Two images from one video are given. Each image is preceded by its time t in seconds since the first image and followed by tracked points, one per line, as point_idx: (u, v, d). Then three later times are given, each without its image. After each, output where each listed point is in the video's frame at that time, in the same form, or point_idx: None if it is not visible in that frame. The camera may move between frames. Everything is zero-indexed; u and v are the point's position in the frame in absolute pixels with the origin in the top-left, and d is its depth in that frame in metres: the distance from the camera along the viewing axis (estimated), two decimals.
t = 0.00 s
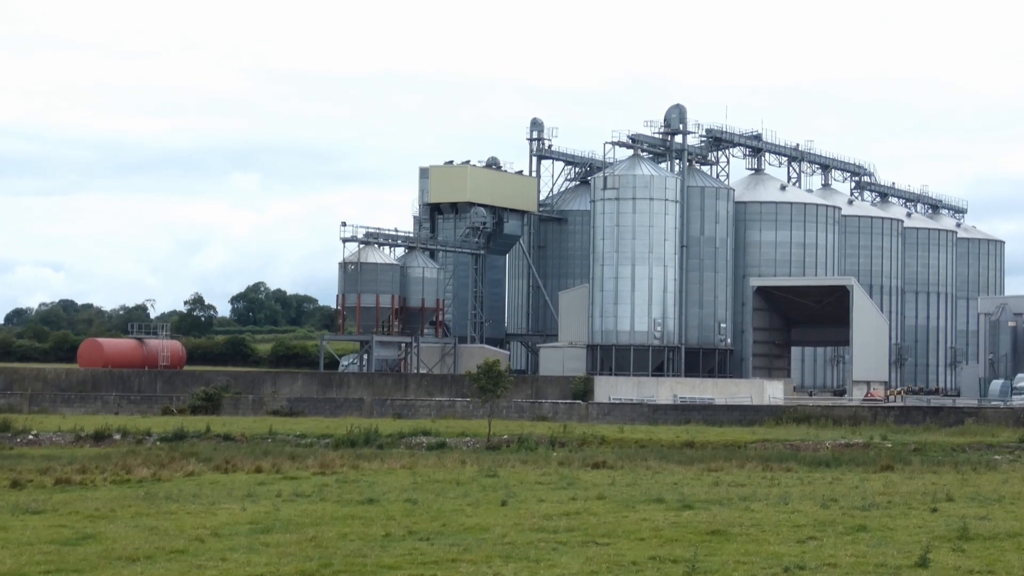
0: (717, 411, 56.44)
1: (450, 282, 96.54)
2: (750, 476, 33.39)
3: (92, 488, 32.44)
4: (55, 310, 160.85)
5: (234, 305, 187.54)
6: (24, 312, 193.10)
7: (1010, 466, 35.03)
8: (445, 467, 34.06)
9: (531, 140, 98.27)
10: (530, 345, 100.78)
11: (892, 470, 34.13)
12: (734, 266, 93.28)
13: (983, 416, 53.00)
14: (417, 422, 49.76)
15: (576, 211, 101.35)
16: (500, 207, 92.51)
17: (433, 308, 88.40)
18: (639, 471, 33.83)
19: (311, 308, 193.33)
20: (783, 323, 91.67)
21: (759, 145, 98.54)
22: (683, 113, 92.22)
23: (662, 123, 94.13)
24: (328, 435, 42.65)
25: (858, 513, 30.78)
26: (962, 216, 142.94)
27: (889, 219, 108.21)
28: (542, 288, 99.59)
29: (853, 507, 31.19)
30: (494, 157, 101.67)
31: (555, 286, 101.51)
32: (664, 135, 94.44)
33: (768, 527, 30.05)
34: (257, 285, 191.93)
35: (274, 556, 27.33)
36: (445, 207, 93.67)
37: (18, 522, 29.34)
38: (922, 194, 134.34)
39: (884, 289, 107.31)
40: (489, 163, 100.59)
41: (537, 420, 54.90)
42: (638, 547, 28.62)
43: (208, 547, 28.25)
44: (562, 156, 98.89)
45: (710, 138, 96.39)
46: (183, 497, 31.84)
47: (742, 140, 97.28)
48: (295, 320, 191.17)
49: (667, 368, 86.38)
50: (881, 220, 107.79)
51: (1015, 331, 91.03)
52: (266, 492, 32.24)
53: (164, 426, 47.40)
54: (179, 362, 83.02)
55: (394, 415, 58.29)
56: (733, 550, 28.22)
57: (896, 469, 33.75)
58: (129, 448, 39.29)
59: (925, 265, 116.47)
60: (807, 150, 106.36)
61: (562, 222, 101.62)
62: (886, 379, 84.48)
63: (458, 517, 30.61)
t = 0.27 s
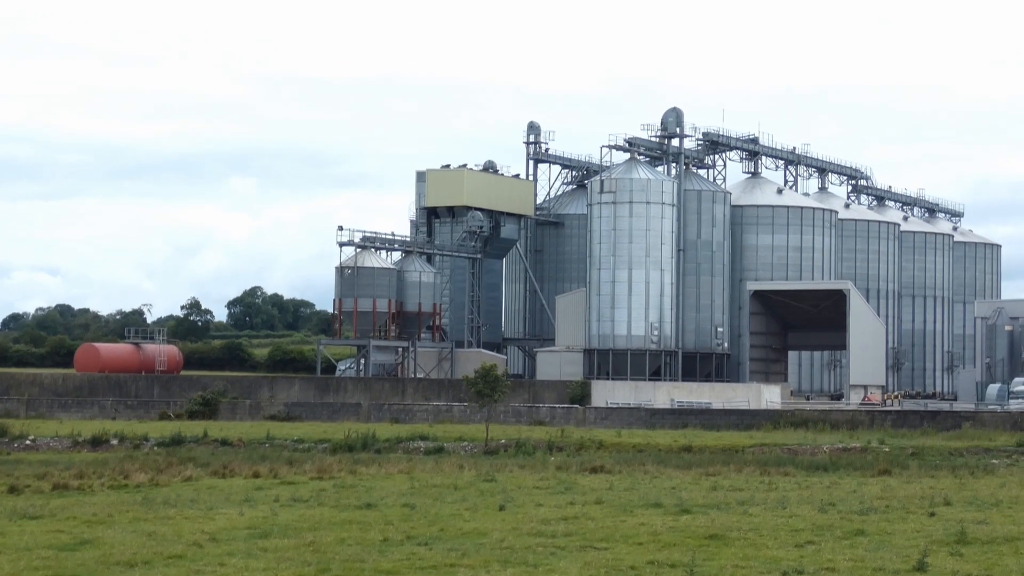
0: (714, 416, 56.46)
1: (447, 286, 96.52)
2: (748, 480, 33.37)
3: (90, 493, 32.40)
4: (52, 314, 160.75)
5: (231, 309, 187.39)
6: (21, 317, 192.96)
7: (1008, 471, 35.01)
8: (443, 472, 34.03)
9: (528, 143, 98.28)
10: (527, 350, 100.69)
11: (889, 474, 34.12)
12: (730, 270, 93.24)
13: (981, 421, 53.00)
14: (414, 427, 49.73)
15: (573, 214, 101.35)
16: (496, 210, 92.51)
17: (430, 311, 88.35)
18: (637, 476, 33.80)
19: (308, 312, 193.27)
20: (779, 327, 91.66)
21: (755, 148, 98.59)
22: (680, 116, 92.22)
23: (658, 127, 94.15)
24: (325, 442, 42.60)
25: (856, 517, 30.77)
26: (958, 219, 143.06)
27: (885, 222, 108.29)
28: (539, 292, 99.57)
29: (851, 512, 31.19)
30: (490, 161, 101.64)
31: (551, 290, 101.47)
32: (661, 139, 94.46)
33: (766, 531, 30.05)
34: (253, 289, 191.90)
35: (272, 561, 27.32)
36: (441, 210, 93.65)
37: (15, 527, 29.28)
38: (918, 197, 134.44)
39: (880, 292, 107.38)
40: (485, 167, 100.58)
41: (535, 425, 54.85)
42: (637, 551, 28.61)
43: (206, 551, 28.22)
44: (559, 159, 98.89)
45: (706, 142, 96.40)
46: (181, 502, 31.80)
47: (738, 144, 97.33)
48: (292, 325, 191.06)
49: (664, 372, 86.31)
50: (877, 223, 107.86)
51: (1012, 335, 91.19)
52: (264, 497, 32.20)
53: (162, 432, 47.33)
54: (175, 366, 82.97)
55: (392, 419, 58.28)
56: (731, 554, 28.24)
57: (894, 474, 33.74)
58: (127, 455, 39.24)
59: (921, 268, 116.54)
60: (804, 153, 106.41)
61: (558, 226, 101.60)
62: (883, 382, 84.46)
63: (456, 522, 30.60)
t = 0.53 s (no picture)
0: (709, 418, 56.48)
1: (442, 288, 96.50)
2: (742, 482, 33.37)
3: (84, 496, 32.36)
4: (47, 317, 160.61)
5: (226, 311, 187.27)
6: (16, 320, 192.77)
7: (1002, 473, 35.01)
8: (438, 474, 34.00)
9: (523, 145, 98.30)
10: (522, 352, 100.68)
11: (884, 476, 34.15)
12: (726, 272, 93.29)
13: (975, 423, 53.04)
14: (408, 430, 49.67)
15: (569, 217, 101.35)
16: (492, 213, 92.54)
17: (425, 313, 88.34)
18: (632, 478, 33.76)
19: (303, 315, 193.20)
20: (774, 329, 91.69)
21: (751, 150, 98.66)
22: (675, 118, 92.27)
23: (654, 129, 94.22)
24: (320, 445, 42.56)
25: (850, 520, 30.82)
26: (954, 222, 143.17)
27: (881, 224, 108.38)
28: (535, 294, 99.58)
29: (845, 514, 31.22)
30: (486, 163, 101.66)
31: (547, 292, 101.48)
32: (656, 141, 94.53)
33: (760, 534, 30.13)
34: (249, 291, 191.83)
35: (266, 563, 27.35)
36: (437, 212, 93.72)
37: (9, 530, 29.26)
38: (914, 200, 134.55)
39: (876, 294, 107.47)
40: (481, 168, 100.59)
41: (530, 427, 54.82)
42: (631, 554, 28.68)
43: (200, 554, 28.23)
44: (554, 161, 98.92)
45: (702, 144, 96.47)
46: (175, 505, 31.78)
47: (734, 146, 97.40)
48: (287, 327, 190.94)
49: (660, 375, 86.29)
50: (873, 225, 107.94)
51: (1007, 337, 91.00)
52: (258, 500, 32.17)
53: (156, 434, 47.28)
54: (171, 369, 82.87)
55: (387, 422, 58.30)
56: (725, 557, 28.32)
57: (888, 476, 33.75)
58: (121, 458, 39.21)
59: (917, 271, 116.65)
60: (799, 155, 106.48)
61: (554, 228, 101.60)
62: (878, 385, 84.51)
63: (450, 524, 30.64)
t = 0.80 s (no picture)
0: (704, 420, 56.53)
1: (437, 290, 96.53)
2: (737, 484, 33.38)
3: (79, 497, 32.33)
4: (41, 318, 160.44)
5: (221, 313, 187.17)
6: (10, 321, 192.53)
7: (997, 474, 35.05)
8: (432, 475, 33.98)
9: (518, 148, 98.33)
10: (517, 354, 100.71)
11: (878, 478, 34.20)
12: (721, 275, 93.37)
13: (970, 425, 53.09)
14: (403, 431, 49.63)
15: (564, 219, 101.39)
16: (487, 215, 92.54)
17: (420, 316, 88.33)
18: (627, 479, 33.75)
19: (298, 316, 193.10)
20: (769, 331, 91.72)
21: (746, 153, 98.76)
22: (670, 121, 92.36)
23: (649, 132, 94.30)
24: (314, 445, 42.52)
25: (845, 522, 30.87)
26: (948, 224, 143.37)
27: (876, 227, 108.50)
28: (530, 297, 99.62)
29: (840, 516, 31.27)
30: (481, 165, 101.69)
31: (542, 295, 101.52)
32: (652, 143, 94.62)
33: (755, 535, 30.21)
34: (244, 293, 191.78)
35: (261, 565, 27.40)
36: (432, 214, 93.75)
37: (3, 532, 29.23)
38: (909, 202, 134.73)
39: (871, 297, 107.60)
40: (476, 171, 100.60)
41: (525, 429, 54.78)
42: (626, 556, 28.74)
43: (195, 556, 28.24)
44: (550, 164, 98.98)
45: (697, 147, 96.55)
46: (169, 507, 31.76)
47: (729, 149, 97.49)
48: (282, 328, 190.90)
49: (655, 376, 86.32)
50: (868, 228, 108.05)
51: (1002, 339, 91.07)
52: (253, 501, 32.14)
53: (151, 436, 47.23)
54: (166, 370, 82.79)
55: (382, 423, 58.29)
56: (720, 559, 28.40)
57: (883, 477, 33.79)
58: (115, 459, 39.17)
59: (912, 273, 116.80)
60: (794, 158, 106.59)
61: (549, 230, 101.65)
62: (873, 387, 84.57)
63: (445, 526, 30.68)
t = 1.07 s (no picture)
0: (698, 420, 56.54)
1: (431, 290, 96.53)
2: (731, 484, 33.36)
3: (72, 498, 32.29)
4: (35, 320, 160.25)
5: (215, 314, 186.99)
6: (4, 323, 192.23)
7: (990, 473, 35.10)
8: (426, 475, 33.94)
9: (512, 148, 98.35)
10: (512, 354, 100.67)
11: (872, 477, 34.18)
12: (714, 274, 93.43)
13: (963, 424, 53.15)
14: (397, 431, 49.59)
15: (557, 219, 101.37)
16: (481, 216, 92.59)
17: (415, 316, 88.32)
18: (621, 479, 33.74)
19: (292, 317, 192.94)
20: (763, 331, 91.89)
21: (740, 153, 98.84)
22: (664, 121, 92.42)
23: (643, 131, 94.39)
24: (309, 445, 42.44)
25: (839, 521, 30.91)
26: (941, 224, 143.52)
27: (869, 227, 108.60)
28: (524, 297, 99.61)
29: (834, 515, 31.29)
30: (475, 166, 101.64)
31: (536, 295, 101.50)
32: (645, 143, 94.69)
33: (749, 535, 30.28)
34: (237, 294, 191.69)
35: (255, 565, 27.43)
36: (426, 214, 94.04)
37: None
38: (902, 202, 134.88)
39: (864, 296, 107.74)
40: (470, 171, 100.61)
41: (519, 428, 54.77)
42: (619, 555, 28.81)
43: (189, 556, 28.24)
44: (544, 164, 98.98)
45: (691, 146, 96.59)
46: (163, 507, 31.74)
47: (723, 148, 97.54)
48: (276, 329, 190.76)
49: (649, 376, 86.29)
50: (862, 227, 108.16)
51: (995, 339, 91.57)
52: (246, 502, 32.10)
53: (145, 436, 47.17)
54: (160, 370, 82.55)
55: (376, 423, 58.30)
56: (714, 558, 28.50)
57: (877, 476, 33.82)
58: (110, 459, 39.09)
59: (905, 273, 116.94)
60: (788, 157, 106.67)
61: (543, 230, 101.64)
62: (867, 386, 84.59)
63: (439, 526, 30.72)
